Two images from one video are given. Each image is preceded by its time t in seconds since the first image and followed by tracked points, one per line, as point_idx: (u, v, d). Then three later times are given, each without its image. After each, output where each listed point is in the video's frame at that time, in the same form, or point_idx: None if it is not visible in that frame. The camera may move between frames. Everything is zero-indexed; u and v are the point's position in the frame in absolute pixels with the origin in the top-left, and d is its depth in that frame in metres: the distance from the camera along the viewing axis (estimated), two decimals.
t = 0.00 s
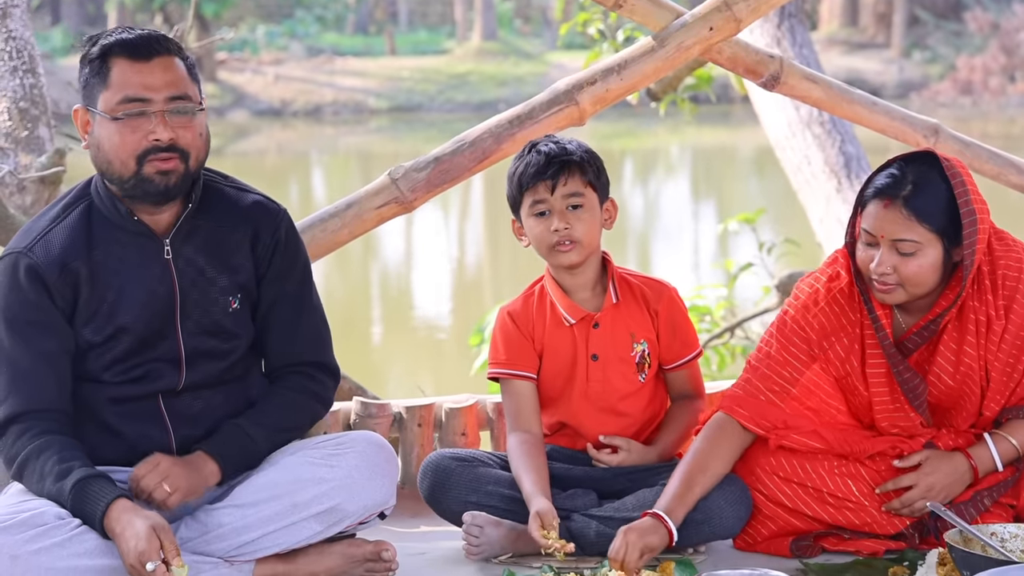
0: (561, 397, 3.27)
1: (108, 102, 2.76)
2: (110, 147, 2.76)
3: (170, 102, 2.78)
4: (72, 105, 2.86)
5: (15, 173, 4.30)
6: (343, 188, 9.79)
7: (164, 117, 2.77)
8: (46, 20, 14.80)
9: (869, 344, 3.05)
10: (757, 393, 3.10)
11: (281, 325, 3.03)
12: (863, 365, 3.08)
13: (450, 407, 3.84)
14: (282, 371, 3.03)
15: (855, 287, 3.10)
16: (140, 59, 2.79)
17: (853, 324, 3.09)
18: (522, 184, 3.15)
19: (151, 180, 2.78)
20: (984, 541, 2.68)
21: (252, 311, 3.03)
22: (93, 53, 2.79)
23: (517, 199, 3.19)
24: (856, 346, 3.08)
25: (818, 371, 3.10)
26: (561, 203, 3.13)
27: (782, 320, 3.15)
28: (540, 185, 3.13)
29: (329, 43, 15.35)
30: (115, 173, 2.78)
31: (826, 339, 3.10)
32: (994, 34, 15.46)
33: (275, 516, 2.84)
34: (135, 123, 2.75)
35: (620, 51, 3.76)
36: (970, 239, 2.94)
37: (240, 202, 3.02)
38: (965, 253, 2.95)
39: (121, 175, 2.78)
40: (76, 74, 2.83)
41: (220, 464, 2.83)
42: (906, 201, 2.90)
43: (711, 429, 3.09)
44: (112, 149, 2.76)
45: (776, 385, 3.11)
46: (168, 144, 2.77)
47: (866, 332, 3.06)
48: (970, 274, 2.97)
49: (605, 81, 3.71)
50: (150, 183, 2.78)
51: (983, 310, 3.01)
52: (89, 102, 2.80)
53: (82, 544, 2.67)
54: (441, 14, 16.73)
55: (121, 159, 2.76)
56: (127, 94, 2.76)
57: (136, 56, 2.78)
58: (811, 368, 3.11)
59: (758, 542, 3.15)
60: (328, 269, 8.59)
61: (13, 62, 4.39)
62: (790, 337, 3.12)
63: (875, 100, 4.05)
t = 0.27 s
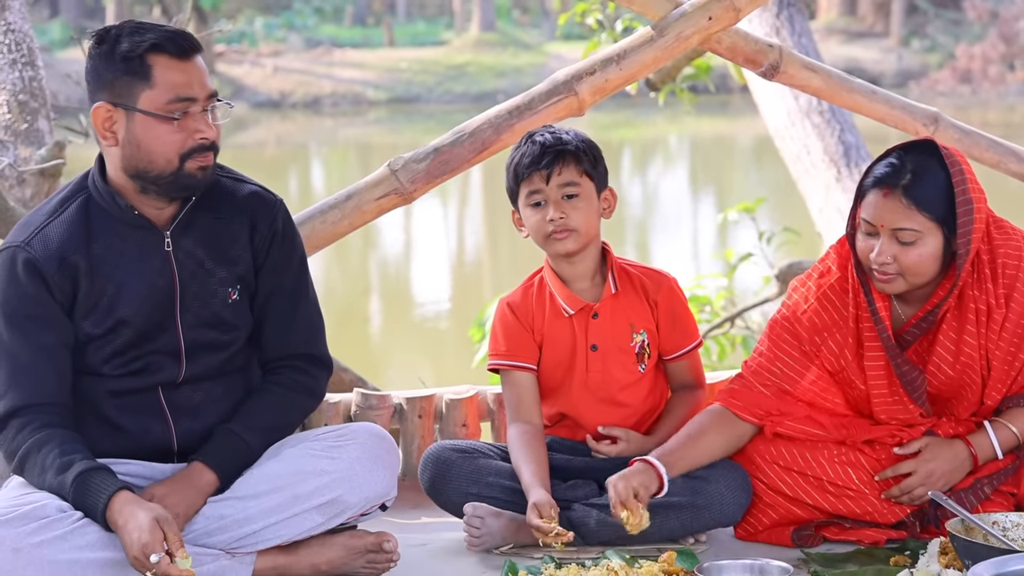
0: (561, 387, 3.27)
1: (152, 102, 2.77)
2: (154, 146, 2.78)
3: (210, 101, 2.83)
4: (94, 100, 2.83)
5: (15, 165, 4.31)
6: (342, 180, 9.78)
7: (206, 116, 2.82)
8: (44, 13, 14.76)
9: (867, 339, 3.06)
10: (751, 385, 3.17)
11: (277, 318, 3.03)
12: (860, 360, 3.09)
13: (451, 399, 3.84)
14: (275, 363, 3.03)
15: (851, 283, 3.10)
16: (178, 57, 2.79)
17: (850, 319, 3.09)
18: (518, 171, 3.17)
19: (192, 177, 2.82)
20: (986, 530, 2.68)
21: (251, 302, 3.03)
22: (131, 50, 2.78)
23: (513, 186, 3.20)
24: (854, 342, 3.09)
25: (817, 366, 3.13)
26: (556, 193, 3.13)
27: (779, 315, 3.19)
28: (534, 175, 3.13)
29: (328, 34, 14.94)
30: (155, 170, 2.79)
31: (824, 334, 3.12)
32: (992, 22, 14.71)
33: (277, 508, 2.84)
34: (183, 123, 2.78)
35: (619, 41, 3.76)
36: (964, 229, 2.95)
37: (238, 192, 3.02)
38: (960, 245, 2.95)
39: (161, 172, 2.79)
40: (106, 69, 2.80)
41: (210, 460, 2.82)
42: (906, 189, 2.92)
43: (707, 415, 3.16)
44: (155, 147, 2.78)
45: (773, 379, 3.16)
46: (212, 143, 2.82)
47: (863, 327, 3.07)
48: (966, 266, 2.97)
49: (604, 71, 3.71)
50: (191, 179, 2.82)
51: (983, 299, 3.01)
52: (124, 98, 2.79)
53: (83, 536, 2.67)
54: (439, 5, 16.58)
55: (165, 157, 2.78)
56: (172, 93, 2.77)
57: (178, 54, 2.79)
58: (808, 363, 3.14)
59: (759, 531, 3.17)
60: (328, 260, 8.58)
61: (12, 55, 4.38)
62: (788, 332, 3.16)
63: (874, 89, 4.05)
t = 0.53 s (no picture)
0: (560, 382, 3.28)
1: (169, 101, 2.79)
2: (170, 144, 2.80)
3: (222, 99, 2.86)
4: (107, 99, 2.84)
5: (13, 160, 4.32)
6: (341, 175, 9.78)
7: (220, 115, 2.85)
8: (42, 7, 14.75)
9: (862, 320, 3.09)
10: (753, 373, 3.16)
11: (274, 313, 3.03)
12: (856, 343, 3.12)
13: (449, 394, 3.84)
14: (272, 360, 3.03)
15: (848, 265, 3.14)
16: (194, 57, 2.82)
17: (846, 302, 3.13)
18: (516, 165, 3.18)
19: (206, 175, 2.85)
20: (984, 524, 2.68)
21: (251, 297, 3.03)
22: (148, 50, 2.79)
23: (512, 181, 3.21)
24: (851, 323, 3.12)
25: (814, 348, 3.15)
26: (553, 186, 3.14)
27: (778, 299, 3.21)
28: (530, 169, 3.14)
29: (326, 29, 14.63)
30: (170, 168, 2.81)
31: (822, 316, 3.14)
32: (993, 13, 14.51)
33: (274, 504, 2.84)
34: (199, 122, 2.81)
35: (616, 35, 3.76)
36: (951, 206, 2.97)
37: (237, 187, 3.02)
38: (948, 225, 2.97)
39: (176, 170, 2.82)
40: (121, 69, 2.80)
41: (207, 456, 2.82)
42: (897, 165, 2.94)
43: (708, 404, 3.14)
44: (172, 146, 2.80)
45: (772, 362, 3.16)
46: (225, 141, 2.86)
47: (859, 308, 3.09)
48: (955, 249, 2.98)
49: (601, 66, 3.71)
50: (204, 177, 2.85)
51: (978, 284, 3.02)
52: (140, 98, 2.80)
53: (82, 532, 2.67)
54: None
55: (181, 155, 2.81)
56: (187, 92, 2.80)
57: (194, 54, 2.82)
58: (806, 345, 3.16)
59: (757, 527, 3.17)
60: (326, 255, 8.57)
61: (10, 50, 4.38)
62: (787, 316, 3.18)
63: (872, 82, 4.04)
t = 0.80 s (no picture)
0: (558, 380, 3.28)
1: (175, 98, 2.79)
2: (176, 141, 2.81)
3: (227, 96, 2.87)
4: (112, 97, 2.84)
5: (11, 157, 4.32)
6: (340, 171, 9.78)
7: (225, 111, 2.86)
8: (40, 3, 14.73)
9: (861, 287, 3.15)
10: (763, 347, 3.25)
11: (273, 310, 3.03)
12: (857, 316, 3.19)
13: (447, 391, 3.84)
14: (270, 356, 3.03)
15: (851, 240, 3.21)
16: (200, 54, 2.82)
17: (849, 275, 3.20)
18: (516, 160, 3.17)
19: (210, 172, 2.86)
20: (982, 520, 2.68)
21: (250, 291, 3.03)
22: (154, 47, 2.79)
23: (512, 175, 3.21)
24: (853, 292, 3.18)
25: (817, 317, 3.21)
26: (552, 182, 3.14)
27: (784, 275, 3.30)
28: (530, 164, 3.14)
29: (325, 26, 14.50)
30: (176, 166, 2.82)
31: (827, 285, 3.22)
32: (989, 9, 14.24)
33: (272, 501, 2.85)
34: (205, 119, 2.82)
35: (614, 31, 3.76)
36: (947, 173, 3.04)
37: (237, 184, 3.02)
38: (942, 192, 3.05)
39: (182, 168, 2.82)
40: (127, 66, 2.81)
41: (204, 453, 2.83)
42: (896, 130, 3.03)
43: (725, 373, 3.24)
44: (178, 143, 2.81)
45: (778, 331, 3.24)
46: (229, 139, 2.87)
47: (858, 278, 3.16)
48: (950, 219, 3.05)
49: (599, 62, 3.70)
50: (209, 175, 2.86)
51: (980, 263, 3.10)
52: (146, 96, 2.80)
53: (81, 529, 2.68)
54: None
55: (186, 153, 2.81)
56: (193, 89, 2.80)
57: (199, 51, 2.82)
58: (810, 314, 3.22)
59: (756, 521, 3.21)
60: (325, 252, 8.56)
61: (8, 47, 4.38)
62: (793, 294, 3.26)
63: (870, 78, 4.04)
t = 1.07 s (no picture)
0: (555, 380, 3.28)
1: (178, 96, 2.80)
2: (179, 139, 2.81)
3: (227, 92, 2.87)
4: (114, 96, 2.83)
5: (12, 154, 4.33)
6: (340, 169, 9.77)
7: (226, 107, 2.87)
8: None
9: (863, 264, 3.17)
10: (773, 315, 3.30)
11: (275, 307, 3.05)
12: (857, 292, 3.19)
13: (446, 390, 3.85)
14: (275, 352, 3.05)
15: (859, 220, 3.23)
16: (201, 51, 2.83)
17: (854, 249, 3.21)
18: (520, 160, 3.17)
19: (213, 168, 2.87)
20: (982, 521, 2.68)
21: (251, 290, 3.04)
22: (156, 45, 2.79)
23: (515, 177, 3.21)
24: (857, 270, 3.20)
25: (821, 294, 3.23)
26: (555, 183, 3.14)
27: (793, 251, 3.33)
28: (534, 165, 3.14)
29: (325, 23, 14.44)
30: (178, 163, 2.83)
31: (833, 263, 3.25)
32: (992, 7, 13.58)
33: (271, 499, 2.85)
34: (208, 116, 2.82)
35: (615, 31, 3.76)
36: (946, 153, 3.07)
37: (238, 181, 3.03)
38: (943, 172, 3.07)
39: (185, 165, 2.83)
40: (128, 64, 2.80)
41: (208, 443, 2.83)
42: (899, 109, 3.07)
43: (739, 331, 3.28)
44: (181, 140, 2.81)
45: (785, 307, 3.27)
46: (231, 135, 2.88)
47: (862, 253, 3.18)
48: (952, 198, 3.07)
49: (600, 61, 3.70)
50: (212, 171, 2.87)
51: (984, 250, 3.12)
52: (149, 93, 2.80)
53: (80, 527, 2.68)
54: None
55: (189, 150, 2.82)
56: (195, 86, 2.81)
57: (200, 48, 2.83)
58: (814, 291, 3.25)
59: (756, 519, 3.22)
60: (325, 250, 8.56)
61: (9, 44, 4.38)
62: (801, 270, 3.29)
63: (870, 78, 4.04)
